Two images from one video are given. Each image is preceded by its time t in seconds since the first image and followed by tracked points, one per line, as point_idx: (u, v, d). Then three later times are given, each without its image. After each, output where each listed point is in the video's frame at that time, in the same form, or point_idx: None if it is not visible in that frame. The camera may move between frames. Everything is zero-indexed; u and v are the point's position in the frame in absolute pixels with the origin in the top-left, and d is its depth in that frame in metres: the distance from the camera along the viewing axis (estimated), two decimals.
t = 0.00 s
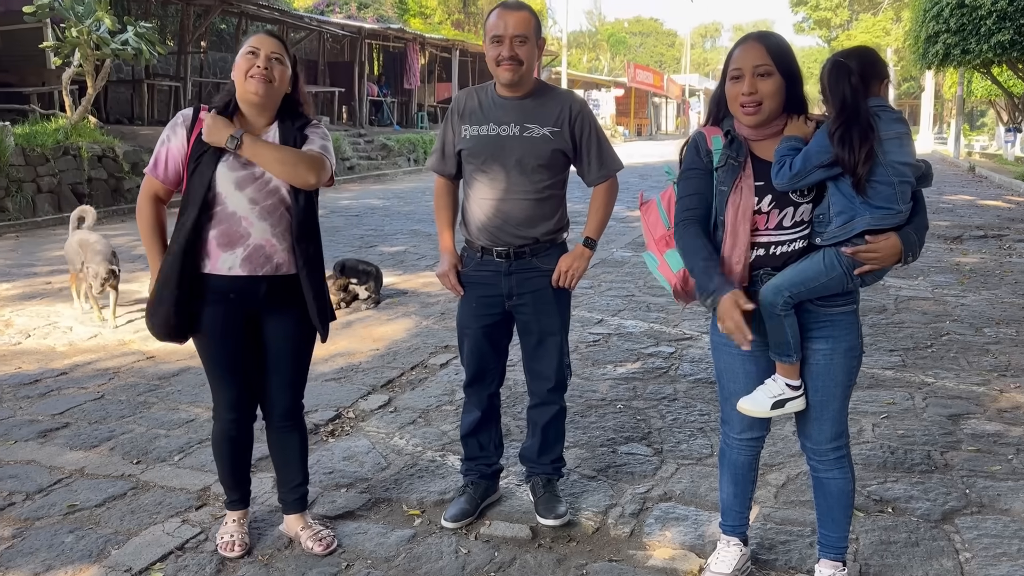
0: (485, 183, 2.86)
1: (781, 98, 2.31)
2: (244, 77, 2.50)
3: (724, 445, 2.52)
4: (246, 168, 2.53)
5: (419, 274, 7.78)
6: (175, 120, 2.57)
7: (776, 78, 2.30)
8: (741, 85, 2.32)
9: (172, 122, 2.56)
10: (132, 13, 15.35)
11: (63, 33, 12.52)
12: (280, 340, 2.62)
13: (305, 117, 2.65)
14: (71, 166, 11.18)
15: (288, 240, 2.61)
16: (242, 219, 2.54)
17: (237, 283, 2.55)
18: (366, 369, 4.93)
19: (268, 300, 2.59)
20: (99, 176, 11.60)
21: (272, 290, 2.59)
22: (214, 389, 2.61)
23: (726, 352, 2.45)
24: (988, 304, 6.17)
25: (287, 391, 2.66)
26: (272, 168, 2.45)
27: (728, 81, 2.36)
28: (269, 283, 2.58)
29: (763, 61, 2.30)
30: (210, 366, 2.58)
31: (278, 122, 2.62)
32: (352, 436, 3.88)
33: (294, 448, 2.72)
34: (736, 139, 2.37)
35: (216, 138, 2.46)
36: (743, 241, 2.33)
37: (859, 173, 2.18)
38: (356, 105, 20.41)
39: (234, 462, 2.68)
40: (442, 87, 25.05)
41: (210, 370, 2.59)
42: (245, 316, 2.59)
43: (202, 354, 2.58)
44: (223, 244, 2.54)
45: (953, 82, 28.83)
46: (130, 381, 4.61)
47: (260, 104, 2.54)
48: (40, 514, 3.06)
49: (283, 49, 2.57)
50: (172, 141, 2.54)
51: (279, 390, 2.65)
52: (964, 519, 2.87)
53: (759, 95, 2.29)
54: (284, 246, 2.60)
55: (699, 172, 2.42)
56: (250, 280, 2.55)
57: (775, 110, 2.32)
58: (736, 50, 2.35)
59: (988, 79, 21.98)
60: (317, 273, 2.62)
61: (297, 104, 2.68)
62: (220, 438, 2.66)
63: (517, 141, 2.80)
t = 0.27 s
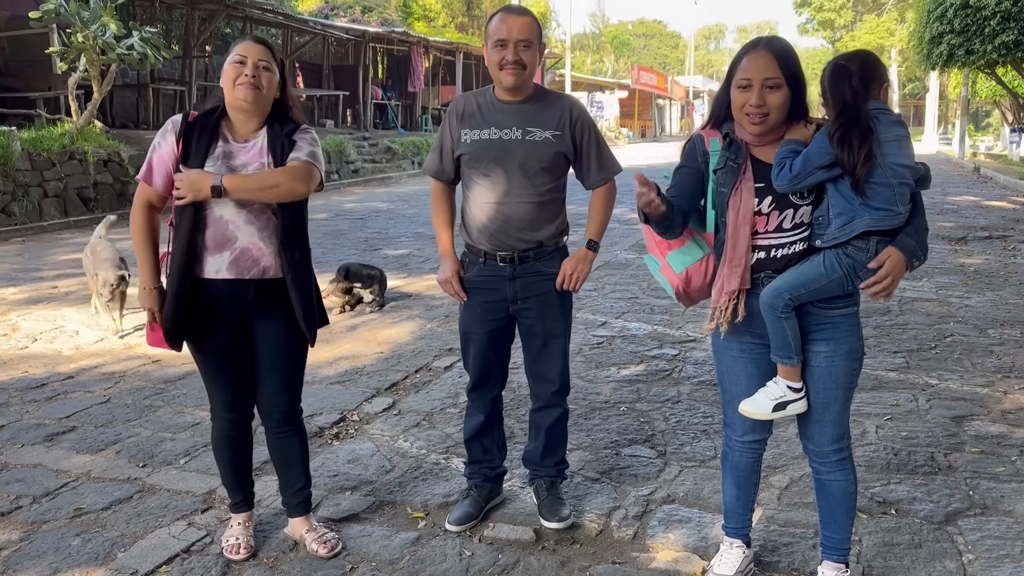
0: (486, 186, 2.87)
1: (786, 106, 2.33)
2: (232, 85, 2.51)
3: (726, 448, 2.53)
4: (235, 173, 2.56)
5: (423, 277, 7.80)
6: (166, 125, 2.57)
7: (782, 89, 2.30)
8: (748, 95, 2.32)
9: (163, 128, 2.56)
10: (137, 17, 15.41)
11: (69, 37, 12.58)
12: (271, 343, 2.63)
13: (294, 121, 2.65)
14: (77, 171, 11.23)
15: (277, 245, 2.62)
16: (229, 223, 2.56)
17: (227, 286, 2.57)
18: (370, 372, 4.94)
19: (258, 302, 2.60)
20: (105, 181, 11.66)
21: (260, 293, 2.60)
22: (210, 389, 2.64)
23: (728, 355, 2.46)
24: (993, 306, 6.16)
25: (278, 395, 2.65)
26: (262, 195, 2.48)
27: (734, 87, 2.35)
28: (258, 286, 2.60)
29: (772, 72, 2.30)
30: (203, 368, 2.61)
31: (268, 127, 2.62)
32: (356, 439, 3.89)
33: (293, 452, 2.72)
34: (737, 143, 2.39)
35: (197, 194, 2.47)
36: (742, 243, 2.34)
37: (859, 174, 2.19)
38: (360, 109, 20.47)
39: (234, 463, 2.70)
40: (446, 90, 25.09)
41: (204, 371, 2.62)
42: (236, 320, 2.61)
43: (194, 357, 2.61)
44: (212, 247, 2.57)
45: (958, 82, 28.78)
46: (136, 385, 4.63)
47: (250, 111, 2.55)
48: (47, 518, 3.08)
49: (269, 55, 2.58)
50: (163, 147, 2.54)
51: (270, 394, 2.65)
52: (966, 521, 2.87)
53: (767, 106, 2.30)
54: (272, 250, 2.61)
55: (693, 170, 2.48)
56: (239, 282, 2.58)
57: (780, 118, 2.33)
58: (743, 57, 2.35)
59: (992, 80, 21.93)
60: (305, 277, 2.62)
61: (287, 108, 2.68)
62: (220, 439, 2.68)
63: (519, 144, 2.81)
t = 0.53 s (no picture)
0: (491, 188, 2.87)
1: (792, 108, 2.33)
2: (228, 91, 2.53)
3: (734, 451, 2.52)
4: (229, 173, 2.56)
5: (431, 279, 7.82)
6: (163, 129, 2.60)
7: (789, 91, 2.31)
8: (754, 96, 2.31)
9: (161, 131, 2.60)
10: (146, 21, 15.49)
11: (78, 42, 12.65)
12: (269, 344, 2.63)
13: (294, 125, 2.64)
14: (87, 175, 11.29)
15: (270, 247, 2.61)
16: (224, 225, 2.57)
17: (223, 289, 2.58)
18: (378, 374, 4.96)
19: (254, 304, 2.61)
20: (114, 185, 11.71)
21: (256, 295, 2.61)
22: (212, 392, 2.65)
23: (735, 358, 2.45)
24: (1003, 306, 6.13)
25: (281, 395, 2.66)
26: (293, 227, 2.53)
27: (740, 88, 2.35)
28: (254, 287, 2.60)
29: (779, 74, 2.30)
30: (202, 371, 2.61)
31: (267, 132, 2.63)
32: (365, 441, 3.90)
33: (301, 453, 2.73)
34: (744, 143, 2.38)
35: (234, 231, 2.47)
36: (749, 242, 2.33)
37: (867, 174, 2.18)
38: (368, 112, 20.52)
39: (241, 465, 2.72)
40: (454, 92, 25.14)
41: (204, 374, 2.63)
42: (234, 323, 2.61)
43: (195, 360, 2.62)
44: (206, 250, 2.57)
45: (967, 82, 28.66)
46: (146, 387, 4.66)
47: (245, 117, 2.57)
48: (57, 520, 3.10)
49: (264, 60, 2.58)
50: (159, 150, 2.58)
51: (270, 394, 2.66)
52: (976, 522, 2.86)
53: (773, 108, 2.30)
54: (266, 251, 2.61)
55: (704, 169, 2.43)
56: (234, 285, 2.58)
57: (786, 120, 2.34)
58: (749, 58, 2.35)
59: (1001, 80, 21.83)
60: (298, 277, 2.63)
61: (282, 110, 2.69)
62: (224, 443, 2.69)
63: (524, 146, 2.81)
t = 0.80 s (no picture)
0: (505, 190, 2.87)
1: (809, 104, 2.32)
2: (243, 99, 2.54)
3: (751, 453, 2.51)
4: (248, 176, 2.56)
5: (446, 281, 7.83)
6: (183, 135, 2.61)
7: (804, 86, 2.30)
8: (770, 93, 2.31)
9: (181, 137, 2.61)
10: (163, 26, 15.61)
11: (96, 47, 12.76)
12: (285, 345, 2.64)
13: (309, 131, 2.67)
14: (105, 178, 11.39)
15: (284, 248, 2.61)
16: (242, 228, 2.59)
17: (238, 291, 2.60)
18: (394, 376, 4.97)
19: (269, 305, 2.61)
20: (132, 188, 11.82)
21: (271, 296, 2.62)
22: (229, 392, 2.68)
23: (751, 359, 2.44)
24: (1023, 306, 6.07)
25: (296, 397, 2.67)
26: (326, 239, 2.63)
27: (754, 87, 2.34)
28: (268, 288, 2.61)
29: (794, 69, 2.29)
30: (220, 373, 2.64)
31: (284, 136, 2.66)
32: (381, 442, 3.92)
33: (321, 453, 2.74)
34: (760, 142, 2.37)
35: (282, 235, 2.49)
36: (767, 243, 2.32)
37: (887, 173, 2.17)
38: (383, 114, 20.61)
39: (259, 465, 2.73)
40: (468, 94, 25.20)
41: (221, 375, 2.65)
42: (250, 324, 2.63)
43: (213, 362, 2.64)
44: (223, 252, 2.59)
45: (985, 81, 28.40)
46: (164, 389, 4.69)
47: (261, 123, 2.59)
48: (77, 521, 3.13)
49: (276, 65, 2.59)
50: (182, 153, 2.59)
51: (286, 395, 2.68)
52: (997, 525, 2.83)
53: (790, 104, 2.29)
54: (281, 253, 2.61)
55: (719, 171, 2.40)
56: (249, 286, 2.59)
57: (803, 116, 2.32)
58: (762, 56, 2.34)
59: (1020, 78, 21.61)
60: (310, 281, 2.64)
61: (292, 112, 2.71)
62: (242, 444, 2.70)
63: (539, 148, 2.81)
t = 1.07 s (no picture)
0: (535, 191, 2.86)
1: (835, 97, 2.30)
2: (285, 103, 2.56)
3: (784, 454, 2.49)
4: (298, 177, 2.59)
5: (473, 282, 7.85)
6: (229, 137, 2.61)
7: (828, 76, 2.29)
8: (795, 87, 2.30)
9: (228, 139, 2.61)
10: (193, 30, 15.81)
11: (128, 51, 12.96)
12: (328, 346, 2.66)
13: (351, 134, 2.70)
14: (137, 181, 11.56)
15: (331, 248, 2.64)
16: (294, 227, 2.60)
17: (286, 289, 2.61)
18: (422, 376, 4.99)
19: (315, 305, 2.64)
20: (163, 191, 11.98)
21: (317, 296, 2.64)
22: (268, 392, 2.67)
23: (784, 361, 2.41)
24: None
25: (337, 398, 2.69)
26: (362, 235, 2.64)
27: (779, 83, 2.34)
28: (315, 288, 2.64)
29: (816, 61, 2.30)
30: (261, 371, 2.64)
31: (327, 139, 2.68)
32: (411, 442, 3.93)
33: (355, 453, 2.75)
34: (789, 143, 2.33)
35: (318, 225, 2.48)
36: (801, 246, 2.29)
37: (921, 171, 2.14)
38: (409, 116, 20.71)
39: (294, 463, 2.74)
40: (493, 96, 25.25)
41: (261, 374, 2.65)
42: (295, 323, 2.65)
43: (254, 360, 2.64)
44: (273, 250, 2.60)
45: (1018, 78, 27.91)
46: (197, 389, 4.75)
47: (303, 126, 2.60)
48: (114, 519, 3.17)
49: (314, 68, 2.62)
50: (233, 154, 2.59)
51: (326, 396, 2.69)
52: None
53: (816, 95, 2.28)
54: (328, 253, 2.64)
55: (754, 177, 2.35)
56: (297, 285, 2.62)
57: (831, 109, 2.31)
58: (784, 52, 2.35)
59: None
60: (354, 281, 2.69)
61: (331, 115, 2.73)
62: (279, 442, 2.71)
63: (569, 148, 2.80)
